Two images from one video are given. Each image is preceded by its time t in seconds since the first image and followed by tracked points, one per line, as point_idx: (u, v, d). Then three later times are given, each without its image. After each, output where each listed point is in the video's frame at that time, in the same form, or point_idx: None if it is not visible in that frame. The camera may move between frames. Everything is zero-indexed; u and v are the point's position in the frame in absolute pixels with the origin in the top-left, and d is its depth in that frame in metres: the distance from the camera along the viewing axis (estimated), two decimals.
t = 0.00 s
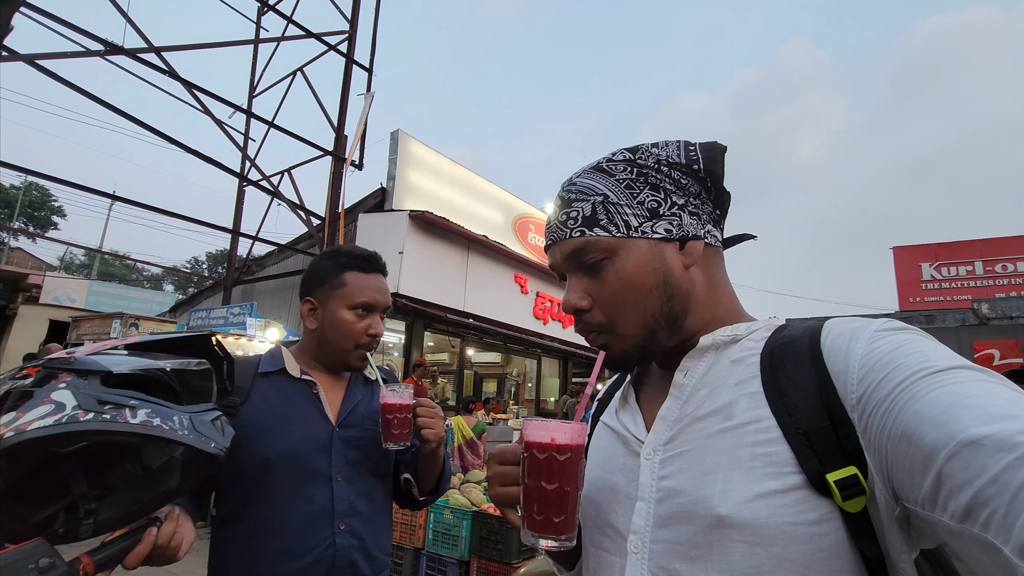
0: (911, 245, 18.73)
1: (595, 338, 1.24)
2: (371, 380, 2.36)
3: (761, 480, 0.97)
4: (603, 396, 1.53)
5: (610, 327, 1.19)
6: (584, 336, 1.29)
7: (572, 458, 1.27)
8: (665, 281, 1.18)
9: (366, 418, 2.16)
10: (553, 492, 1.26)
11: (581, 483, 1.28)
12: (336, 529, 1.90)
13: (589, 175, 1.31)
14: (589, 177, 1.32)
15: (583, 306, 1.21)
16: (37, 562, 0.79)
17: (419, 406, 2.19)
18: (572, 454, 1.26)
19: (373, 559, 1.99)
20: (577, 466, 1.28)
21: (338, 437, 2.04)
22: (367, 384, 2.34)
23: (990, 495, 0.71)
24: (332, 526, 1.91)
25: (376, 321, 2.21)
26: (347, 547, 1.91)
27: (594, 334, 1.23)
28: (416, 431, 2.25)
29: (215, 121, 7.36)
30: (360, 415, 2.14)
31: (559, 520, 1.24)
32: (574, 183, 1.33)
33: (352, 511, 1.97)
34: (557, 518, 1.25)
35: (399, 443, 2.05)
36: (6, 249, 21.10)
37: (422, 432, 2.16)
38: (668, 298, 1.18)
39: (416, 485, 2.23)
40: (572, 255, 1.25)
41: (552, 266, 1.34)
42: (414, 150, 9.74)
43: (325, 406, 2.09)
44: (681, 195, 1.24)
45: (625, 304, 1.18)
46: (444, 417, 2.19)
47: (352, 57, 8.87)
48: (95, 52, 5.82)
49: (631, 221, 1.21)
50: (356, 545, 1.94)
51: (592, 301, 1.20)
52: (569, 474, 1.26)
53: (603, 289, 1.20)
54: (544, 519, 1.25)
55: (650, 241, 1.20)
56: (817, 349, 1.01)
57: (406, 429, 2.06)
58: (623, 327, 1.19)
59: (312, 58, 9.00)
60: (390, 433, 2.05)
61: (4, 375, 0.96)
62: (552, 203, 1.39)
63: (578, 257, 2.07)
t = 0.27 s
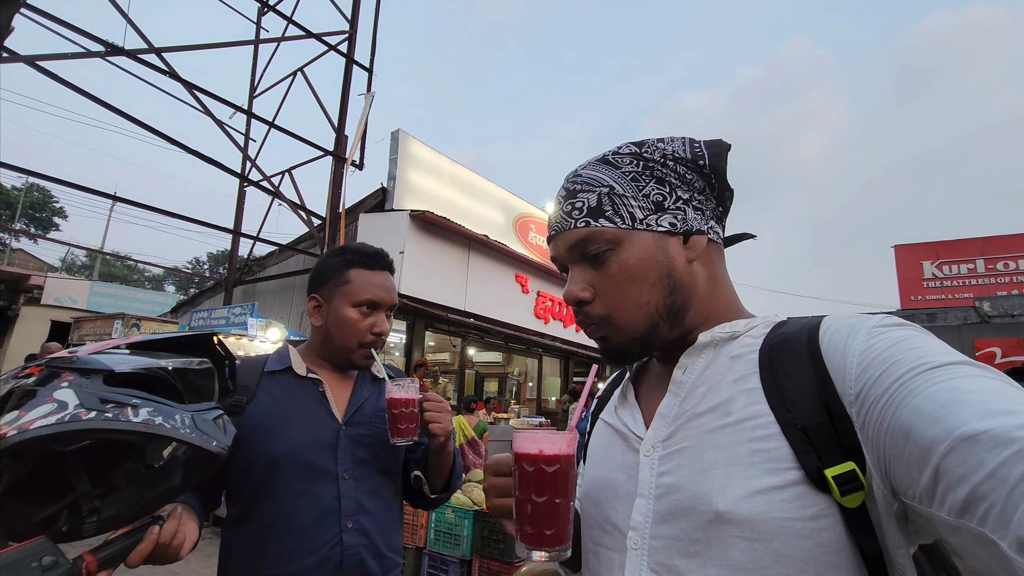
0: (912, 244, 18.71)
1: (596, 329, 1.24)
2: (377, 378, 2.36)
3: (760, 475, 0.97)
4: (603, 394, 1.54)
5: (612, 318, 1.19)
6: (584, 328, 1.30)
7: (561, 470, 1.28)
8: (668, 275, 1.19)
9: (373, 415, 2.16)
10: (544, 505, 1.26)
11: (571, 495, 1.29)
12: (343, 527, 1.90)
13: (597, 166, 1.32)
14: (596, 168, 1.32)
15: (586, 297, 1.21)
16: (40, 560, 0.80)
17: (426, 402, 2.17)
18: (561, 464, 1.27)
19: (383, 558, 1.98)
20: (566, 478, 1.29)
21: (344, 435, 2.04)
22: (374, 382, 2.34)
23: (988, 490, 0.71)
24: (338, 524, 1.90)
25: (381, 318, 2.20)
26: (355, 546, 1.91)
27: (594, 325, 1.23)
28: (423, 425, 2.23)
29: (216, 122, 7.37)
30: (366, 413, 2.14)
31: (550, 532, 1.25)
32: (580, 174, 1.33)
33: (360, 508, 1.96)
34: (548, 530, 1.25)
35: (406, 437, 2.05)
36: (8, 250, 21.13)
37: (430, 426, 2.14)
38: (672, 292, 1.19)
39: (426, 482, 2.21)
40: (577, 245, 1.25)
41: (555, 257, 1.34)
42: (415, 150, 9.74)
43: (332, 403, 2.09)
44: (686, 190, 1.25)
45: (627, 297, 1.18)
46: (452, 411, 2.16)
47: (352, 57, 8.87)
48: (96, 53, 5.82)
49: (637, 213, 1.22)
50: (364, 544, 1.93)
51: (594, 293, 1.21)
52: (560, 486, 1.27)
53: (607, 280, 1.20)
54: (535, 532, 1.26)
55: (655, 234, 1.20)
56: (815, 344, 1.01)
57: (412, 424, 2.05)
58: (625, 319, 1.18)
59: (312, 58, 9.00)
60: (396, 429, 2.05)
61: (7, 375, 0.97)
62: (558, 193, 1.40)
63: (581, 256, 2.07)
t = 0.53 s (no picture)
0: (914, 239, 18.68)
1: (597, 327, 1.23)
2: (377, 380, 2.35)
3: (758, 479, 0.97)
4: (603, 396, 1.53)
5: (614, 317, 1.19)
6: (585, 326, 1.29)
7: (535, 498, 1.29)
8: (673, 276, 1.18)
9: (373, 418, 2.16)
10: (517, 534, 1.27)
11: (546, 522, 1.29)
12: (341, 532, 1.90)
13: (609, 163, 1.31)
14: (609, 165, 1.31)
15: (590, 294, 1.21)
16: (39, 565, 0.80)
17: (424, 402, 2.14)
18: (533, 492, 1.28)
19: (381, 563, 1.98)
20: (541, 505, 1.29)
21: (343, 438, 2.04)
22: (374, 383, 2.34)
23: (986, 496, 0.71)
24: (336, 529, 1.90)
25: (380, 320, 2.20)
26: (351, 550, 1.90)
27: (596, 322, 1.23)
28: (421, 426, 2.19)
29: (215, 121, 7.36)
30: (366, 416, 2.14)
31: (523, 561, 1.25)
32: (592, 170, 1.32)
33: (359, 513, 1.96)
34: (521, 559, 1.26)
35: (402, 438, 2.05)
36: (10, 250, 21.16)
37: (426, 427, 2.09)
38: (676, 294, 1.18)
39: (428, 485, 2.22)
40: (584, 242, 1.25)
41: (561, 254, 1.33)
42: (415, 148, 9.72)
43: (331, 407, 2.09)
44: (698, 194, 1.25)
45: (632, 297, 1.17)
46: (451, 412, 2.13)
47: (351, 55, 8.85)
48: (95, 52, 5.82)
49: (646, 213, 1.21)
50: (362, 548, 1.93)
51: (599, 290, 1.20)
52: (533, 513, 1.27)
53: (612, 279, 1.19)
54: (507, 560, 1.26)
55: (662, 236, 1.20)
56: (815, 348, 1.00)
57: (407, 424, 2.05)
58: (628, 318, 1.18)
59: (312, 56, 8.99)
60: (391, 429, 2.05)
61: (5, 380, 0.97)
62: (567, 188, 1.39)
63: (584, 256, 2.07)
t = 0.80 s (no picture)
0: (916, 233, 18.60)
1: (597, 323, 1.23)
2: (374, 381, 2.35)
3: (759, 484, 0.97)
4: (606, 399, 1.52)
5: (616, 314, 1.18)
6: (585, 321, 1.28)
7: (512, 517, 1.29)
8: (679, 277, 1.18)
9: (370, 421, 2.16)
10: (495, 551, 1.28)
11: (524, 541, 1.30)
12: (337, 535, 1.90)
13: (626, 159, 1.30)
14: (626, 161, 1.30)
15: (594, 289, 1.20)
16: (37, 571, 0.80)
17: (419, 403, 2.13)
18: (511, 511, 1.28)
19: (378, 566, 1.98)
20: (520, 523, 1.30)
21: (339, 442, 2.03)
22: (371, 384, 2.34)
23: (989, 504, 0.70)
24: (332, 532, 1.90)
25: (375, 323, 2.19)
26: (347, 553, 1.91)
27: (596, 317, 1.22)
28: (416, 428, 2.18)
29: (215, 117, 7.35)
30: (363, 418, 2.14)
31: None
32: (608, 164, 1.31)
33: (354, 516, 1.96)
34: None
35: (396, 440, 2.04)
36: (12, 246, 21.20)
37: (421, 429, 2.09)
38: (680, 296, 1.18)
39: (423, 487, 2.20)
40: (593, 235, 1.24)
41: (569, 245, 1.33)
42: (415, 143, 9.70)
43: (328, 409, 2.09)
44: (712, 198, 1.24)
45: (636, 295, 1.17)
46: (446, 415, 2.12)
47: (351, 50, 8.82)
48: (94, 49, 5.81)
49: (658, 211, 1.20)
50: (357, 552, 1.93)
51: (604, 284, 1.19)
52: (511, 531, 1.29)
53: (619, 275, 1.19)
54: None
55: (673, 236, 1.19)
56: (817, 354, 1.00)
57: (401, 427, 2.05)
58: (629, 316, 1.17)
59: (312, 52, 8.96)
60: (385, 431, 2.05)
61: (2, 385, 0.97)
62: (582, 179, 1.38)
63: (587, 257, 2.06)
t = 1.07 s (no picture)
0: (923, 226, 18.45)
1: (609, 315, 1.20)
2: (376, 380, 2.34)
3: (762, 485, 0.96)
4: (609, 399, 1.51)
5: (632, 306, 1.16)
6: (595, 315, 1.26)
7: (502, 530, 1.30)
8: (698, 272, 1.16)
9: (369, 421, 2.15)
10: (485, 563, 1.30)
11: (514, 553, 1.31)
12: (335, 534, 1.90)
13: (648, 154, 1.30)
14: (647, 156, 1.30)
15: (610, 280, 1.18)
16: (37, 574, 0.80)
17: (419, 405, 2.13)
18: (499, 523, 1.29)
19: (378, 565, 1.98)
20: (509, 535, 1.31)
21: (338, 441, 2.03)
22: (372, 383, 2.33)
23: (993, 507, 0.69)
24: (331, 531, 1.91)
25: (375, 321, 2.18)
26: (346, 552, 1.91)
27: (610, 310, 1.20)
28: (416, 429, 2.18)
29: (218, 112, 7.34)
30: (363, 418, 2.13)
31: None
32: (629, 158, 1.30)
33: (353, 516, 1.96)
34: None
35: (396, 442, 2.04)
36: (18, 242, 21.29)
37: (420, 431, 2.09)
38: (698, 292, 1.16)
39: (422, 486, 2.21)
40: (612, 226, 1.22)
41: (585, 237, 1.31)
42: (418, 137, 9.68)
43: (327, 408, 2.09)
44: (730, 198, 1.24)
45: (654, 289, 1.15)
46: (445, 416, 2.11)
47: (353, 44, 8.78)
48: (97, 44, 5.79)
49: (679, 206, 1.19)
50: (356, 551, 1.93)
51: (622, 276, 1.17)
52: (499, 543, 1.30)
53: (638, 267, 1.17)
54: None
55: (692, 231, 1.18)
56: (823, 357, 0.98)
57: (401, 429, 2.04)
58: (645, 309, 1.15)
59: (314, 45, 8.92)
60: (385, 433, 2.04)
61: None
62: (600, 173, 1.37)
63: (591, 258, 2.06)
